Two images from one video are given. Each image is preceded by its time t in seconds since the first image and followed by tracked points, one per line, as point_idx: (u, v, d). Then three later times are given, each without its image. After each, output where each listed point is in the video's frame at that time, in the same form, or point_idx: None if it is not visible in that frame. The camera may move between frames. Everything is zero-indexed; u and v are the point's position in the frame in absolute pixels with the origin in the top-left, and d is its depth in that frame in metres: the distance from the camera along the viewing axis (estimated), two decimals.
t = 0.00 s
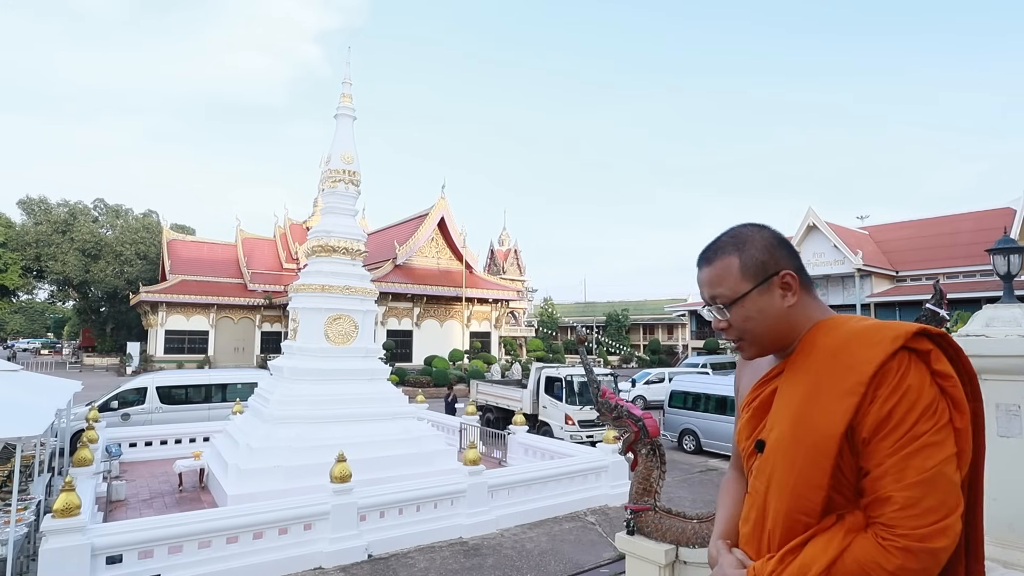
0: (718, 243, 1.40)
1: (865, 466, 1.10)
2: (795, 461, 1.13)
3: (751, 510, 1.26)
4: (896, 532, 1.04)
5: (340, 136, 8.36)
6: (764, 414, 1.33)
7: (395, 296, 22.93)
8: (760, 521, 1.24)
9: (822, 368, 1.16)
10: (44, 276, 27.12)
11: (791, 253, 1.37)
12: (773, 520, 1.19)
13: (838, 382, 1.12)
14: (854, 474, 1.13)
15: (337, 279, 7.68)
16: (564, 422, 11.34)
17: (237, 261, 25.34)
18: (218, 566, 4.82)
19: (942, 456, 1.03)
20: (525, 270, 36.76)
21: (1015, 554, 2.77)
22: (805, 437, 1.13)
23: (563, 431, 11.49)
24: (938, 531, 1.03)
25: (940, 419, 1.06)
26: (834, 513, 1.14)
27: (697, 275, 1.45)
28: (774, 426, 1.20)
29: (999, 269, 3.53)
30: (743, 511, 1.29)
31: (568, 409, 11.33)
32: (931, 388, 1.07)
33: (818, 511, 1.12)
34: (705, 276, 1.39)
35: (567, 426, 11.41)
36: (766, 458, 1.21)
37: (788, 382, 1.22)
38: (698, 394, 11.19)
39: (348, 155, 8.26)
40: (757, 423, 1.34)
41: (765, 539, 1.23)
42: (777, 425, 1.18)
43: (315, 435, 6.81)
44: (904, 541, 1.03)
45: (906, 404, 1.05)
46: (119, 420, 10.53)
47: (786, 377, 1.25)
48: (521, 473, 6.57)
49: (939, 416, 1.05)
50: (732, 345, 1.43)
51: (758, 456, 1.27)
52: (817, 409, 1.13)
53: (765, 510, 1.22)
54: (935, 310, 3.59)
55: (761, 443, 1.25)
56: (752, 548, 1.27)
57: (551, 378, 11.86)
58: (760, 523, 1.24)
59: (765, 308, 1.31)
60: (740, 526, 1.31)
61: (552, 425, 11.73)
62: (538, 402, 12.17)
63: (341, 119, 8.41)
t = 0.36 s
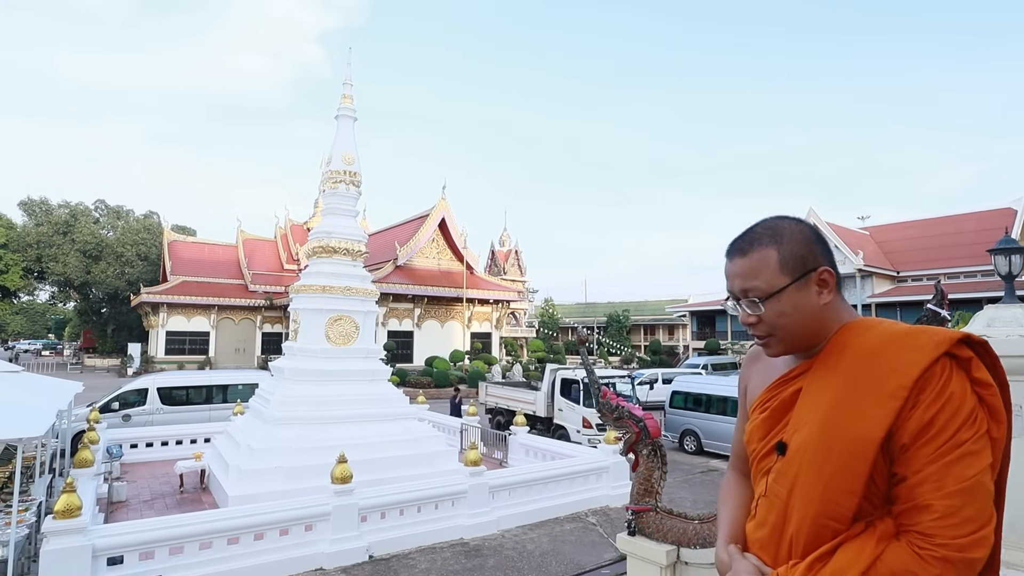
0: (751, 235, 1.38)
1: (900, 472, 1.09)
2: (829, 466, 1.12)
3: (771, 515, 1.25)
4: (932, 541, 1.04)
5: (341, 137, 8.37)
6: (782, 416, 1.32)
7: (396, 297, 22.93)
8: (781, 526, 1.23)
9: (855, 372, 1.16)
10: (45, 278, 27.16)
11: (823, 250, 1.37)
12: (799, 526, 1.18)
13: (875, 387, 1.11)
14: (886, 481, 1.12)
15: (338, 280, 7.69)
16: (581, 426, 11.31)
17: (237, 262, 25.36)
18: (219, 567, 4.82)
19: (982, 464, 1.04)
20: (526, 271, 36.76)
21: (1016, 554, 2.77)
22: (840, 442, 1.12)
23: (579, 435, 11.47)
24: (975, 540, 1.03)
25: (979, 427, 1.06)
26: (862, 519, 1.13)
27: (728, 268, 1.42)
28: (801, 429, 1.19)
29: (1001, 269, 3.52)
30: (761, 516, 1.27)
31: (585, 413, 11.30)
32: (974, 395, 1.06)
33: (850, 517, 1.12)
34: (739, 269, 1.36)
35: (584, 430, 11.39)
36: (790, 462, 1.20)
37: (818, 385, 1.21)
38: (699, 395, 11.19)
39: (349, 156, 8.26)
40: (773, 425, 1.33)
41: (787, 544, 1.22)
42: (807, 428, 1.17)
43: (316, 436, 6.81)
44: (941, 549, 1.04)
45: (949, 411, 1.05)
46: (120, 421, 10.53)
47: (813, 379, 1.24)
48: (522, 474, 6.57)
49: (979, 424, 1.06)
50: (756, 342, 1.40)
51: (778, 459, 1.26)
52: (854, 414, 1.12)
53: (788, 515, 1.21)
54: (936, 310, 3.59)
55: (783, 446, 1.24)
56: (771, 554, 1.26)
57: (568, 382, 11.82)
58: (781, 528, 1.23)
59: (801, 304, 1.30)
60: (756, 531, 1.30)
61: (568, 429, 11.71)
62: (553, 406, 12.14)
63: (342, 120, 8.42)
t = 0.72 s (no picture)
0: (761, 219, 1.40)
1: (884, 463, 1.12)
2: (820, 458, 1.13)
3: (753, 510, 1.24)
4: (919, 528, 1.07)
5: (340, 139, 8.38)
6: (759, 411, 1.31)
7: (396, 299, 22.93)
8: (766, 522, 1.22)
9: (841, 366, 1.18)
10: (45, 280, 27.17)
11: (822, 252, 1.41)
12: (788, 520, 1.17)
13: (863, 381, 1.14)
14: (870, 474, 1.15)
15: (338, 282, 7.69)
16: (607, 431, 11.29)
17: (237, 264, 25.35)
18: (219, 570, 4.80)
19: (958, 454, 1.09)
20: (525, 273, 36.75)
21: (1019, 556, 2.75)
22: (830, 435, 1.13)
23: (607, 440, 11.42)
24: (956, 525, 1.08)
25: (952, 421, 1.12)
26: (848, 509, 1.15)
27: (731, 248, 1.43)
28: (787, 422, 1.19)
29: (1001, 271, 3.52)
30: (742, 512, 1.26)
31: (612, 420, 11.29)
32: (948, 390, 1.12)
33: (839, 509, 1.13)
34: (746, 246, 1.37)
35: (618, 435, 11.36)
36: (776, 456, 1.19)
37: (802, 380, 1.22)
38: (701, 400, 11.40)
39: (349, 158, 8.26)
40: (749, 421, 1.32)
41: (771, 538, 1.21)
42: (795, 422, 1.17)
43: (316, 438, 6.80)
44: (927, 535, 1.07)
45: (931, 404, 1.09)
46: (119, 424, 10.52)
47: (797, 372, 1.25)
48: (522, 476, 6.56)
49: (953, 417, 1.11)
50: (742, 326, 1.40)
51: (759, 454, 1.25)
52: (842, 407, 1.14)
53: (772, 509, 1.21)
54: (936, 311, 3.58)
55: (766, 440, 1.23)
56: (751, 549, 1.26)
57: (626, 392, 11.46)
58: (766, 523, 1.22)
59: (799, 291, 1.32)
60: (735, 526, 1.28)
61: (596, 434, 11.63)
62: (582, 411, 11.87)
63: (342, 123, 8.43)
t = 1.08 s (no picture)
0: (733, 218, 1.42)
1: (838, 457, 1.14)
2: (778, 451, 1.14)
3: (716, 505, 1.23)
4: (870, 519, 1.09)
5: (340, 139, 8.38)
6: (720, 409, 1.32)
7: (396, 299, 22.94)
8: (728, 517, 1.21)
9: (802, 365, 1.20)
10: (44, 280, 27.17)
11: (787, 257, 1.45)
12: (748, 513, 1.18)
13: (822, 379, 1.16)
14: (825, 468, 1.17)
15: (338, 282, 7.69)
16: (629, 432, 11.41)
17: (237, 265, 25.34)
18: (218, 570, 4.80)
19: (907, 450, 1.13)
20: (525, 273, 36.76)
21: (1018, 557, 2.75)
22: (789, 430, 1.15)
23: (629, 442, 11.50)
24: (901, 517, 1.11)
25: (901, 418, 1.15)
26: (804, 503, 1.17)
27: (701, 243, 1.44)
28: (748, 417, 1.20)
29: (1000, 272, 3.52)
30: (703, 508, 1.25)
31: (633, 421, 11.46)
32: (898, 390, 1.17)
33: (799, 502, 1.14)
34: (717, 242, 1.39)
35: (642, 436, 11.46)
36: (736, 451, 1.20)
37: (763, 378, 1.23)
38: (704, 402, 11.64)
39: (349, 159, 8.27)
40: (711, 419, 1.32)
41: (733, 533, 1.21)
42: (756, 418, 1.18)
43: (316, 438, 6.80)
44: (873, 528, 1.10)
45: (882, 403, 1.13)
46: (119, 424, 10.53)
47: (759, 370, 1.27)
48: (521, 476, 6.56)
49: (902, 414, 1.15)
50: (707, 321, 1.41)
51: (721, 450, 1.26)
52: (798, 404, 1.16)
53: (733, 503, 1.21)
54: (936, 311, 3.58)
55: (725, 437, 1.24)
56: (713, 545, 1.25)
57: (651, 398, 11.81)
58: (727, 518, 1.22)
59: (763, 288, 1.34)
60: (697, 523, 1.27)
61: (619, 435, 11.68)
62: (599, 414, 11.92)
63: (342, 123, 8.43)
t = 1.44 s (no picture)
0: (704, 219, 1.43)
1: (808, 451, 1.17)
2: (751, 446, 1.16)
3: (690, 502, 1.22)
4: (838, 509, 1.13)
5: (340, 139, 8.39)
6: (692, 408, 1.31)
7: (396, 299, 22.93)
8: (703, 515, 1.21)
9: (775, 362, 1.21)
10: (44, 280, 27.17)
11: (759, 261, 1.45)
12: (723, 510, 1.17)
13: (793, 376, 1.18)
14: (796, 462, 1.19)
15: (337, 282, 7.68)
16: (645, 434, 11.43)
17: (237, 265, 25.34)
18: (218, 570, 4.80)
19: (868, 443, 1.17)
20: (525, 273, 36.75)
21: (1017, 557, 2.76)
22: (761, 426, 1.16)
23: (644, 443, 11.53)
24: (865, 506, 1.14)
25: (863, 413, 1.20)
26: (777, 496, 1.19)
27: (675, 243, 1.44)
28: (720, 413, 1.21)
29: (1000, 272, 3.51)
30: (679, 506, 1.24)
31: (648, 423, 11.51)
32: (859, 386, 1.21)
33: (770, 495, 1.15)
34: (691, 242, 1.39)
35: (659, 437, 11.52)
36: (710, 447, 1.20)
37: (736, 376, 1.24)
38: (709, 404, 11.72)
39: (349, 159, 8.27)
40: (683, 418, 1.31)
41: (708, 530, 1.21)
42: (729, 414, 1.19)
43: (315, 438, 6.79)
44: (840, 515, 1.13)
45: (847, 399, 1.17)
46: (119, 424, 10.54)
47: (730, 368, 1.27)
48: (521, 476, 6.56)
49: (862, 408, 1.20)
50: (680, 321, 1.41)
51: (695, 449, 1.25)
52: (770, 402, 1.17)
53: (709, 501, 1.20)
54: (936, 311, 3.56)
55: (699, 435, 1.24)
56: (688, 543, 1.24)
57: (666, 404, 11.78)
58: (702, 515, 1.21)
59: (733, 290, 1.35)
60: (673, 521, 1.26)
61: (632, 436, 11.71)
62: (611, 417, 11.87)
63: (342, 123, 8.43)
